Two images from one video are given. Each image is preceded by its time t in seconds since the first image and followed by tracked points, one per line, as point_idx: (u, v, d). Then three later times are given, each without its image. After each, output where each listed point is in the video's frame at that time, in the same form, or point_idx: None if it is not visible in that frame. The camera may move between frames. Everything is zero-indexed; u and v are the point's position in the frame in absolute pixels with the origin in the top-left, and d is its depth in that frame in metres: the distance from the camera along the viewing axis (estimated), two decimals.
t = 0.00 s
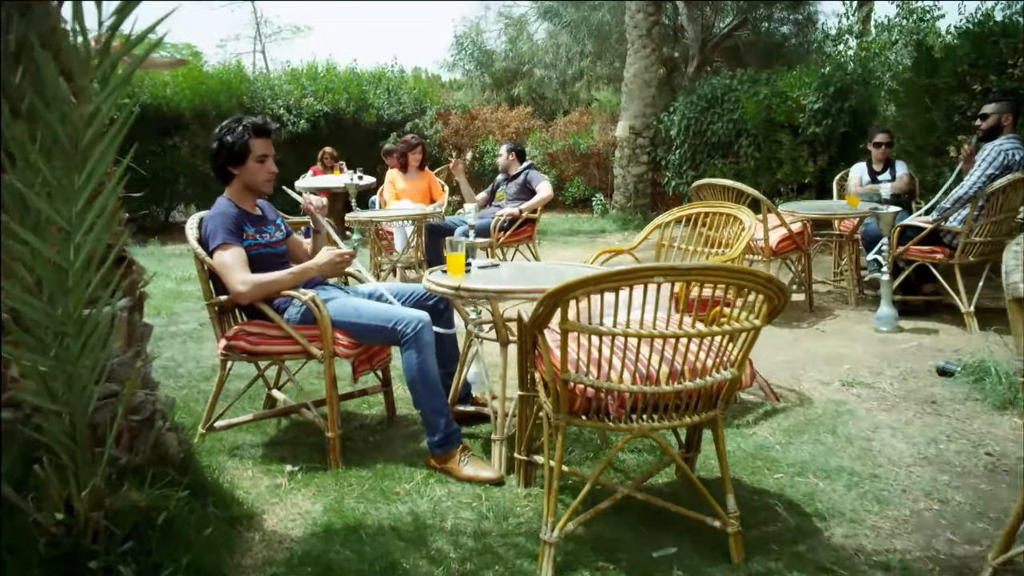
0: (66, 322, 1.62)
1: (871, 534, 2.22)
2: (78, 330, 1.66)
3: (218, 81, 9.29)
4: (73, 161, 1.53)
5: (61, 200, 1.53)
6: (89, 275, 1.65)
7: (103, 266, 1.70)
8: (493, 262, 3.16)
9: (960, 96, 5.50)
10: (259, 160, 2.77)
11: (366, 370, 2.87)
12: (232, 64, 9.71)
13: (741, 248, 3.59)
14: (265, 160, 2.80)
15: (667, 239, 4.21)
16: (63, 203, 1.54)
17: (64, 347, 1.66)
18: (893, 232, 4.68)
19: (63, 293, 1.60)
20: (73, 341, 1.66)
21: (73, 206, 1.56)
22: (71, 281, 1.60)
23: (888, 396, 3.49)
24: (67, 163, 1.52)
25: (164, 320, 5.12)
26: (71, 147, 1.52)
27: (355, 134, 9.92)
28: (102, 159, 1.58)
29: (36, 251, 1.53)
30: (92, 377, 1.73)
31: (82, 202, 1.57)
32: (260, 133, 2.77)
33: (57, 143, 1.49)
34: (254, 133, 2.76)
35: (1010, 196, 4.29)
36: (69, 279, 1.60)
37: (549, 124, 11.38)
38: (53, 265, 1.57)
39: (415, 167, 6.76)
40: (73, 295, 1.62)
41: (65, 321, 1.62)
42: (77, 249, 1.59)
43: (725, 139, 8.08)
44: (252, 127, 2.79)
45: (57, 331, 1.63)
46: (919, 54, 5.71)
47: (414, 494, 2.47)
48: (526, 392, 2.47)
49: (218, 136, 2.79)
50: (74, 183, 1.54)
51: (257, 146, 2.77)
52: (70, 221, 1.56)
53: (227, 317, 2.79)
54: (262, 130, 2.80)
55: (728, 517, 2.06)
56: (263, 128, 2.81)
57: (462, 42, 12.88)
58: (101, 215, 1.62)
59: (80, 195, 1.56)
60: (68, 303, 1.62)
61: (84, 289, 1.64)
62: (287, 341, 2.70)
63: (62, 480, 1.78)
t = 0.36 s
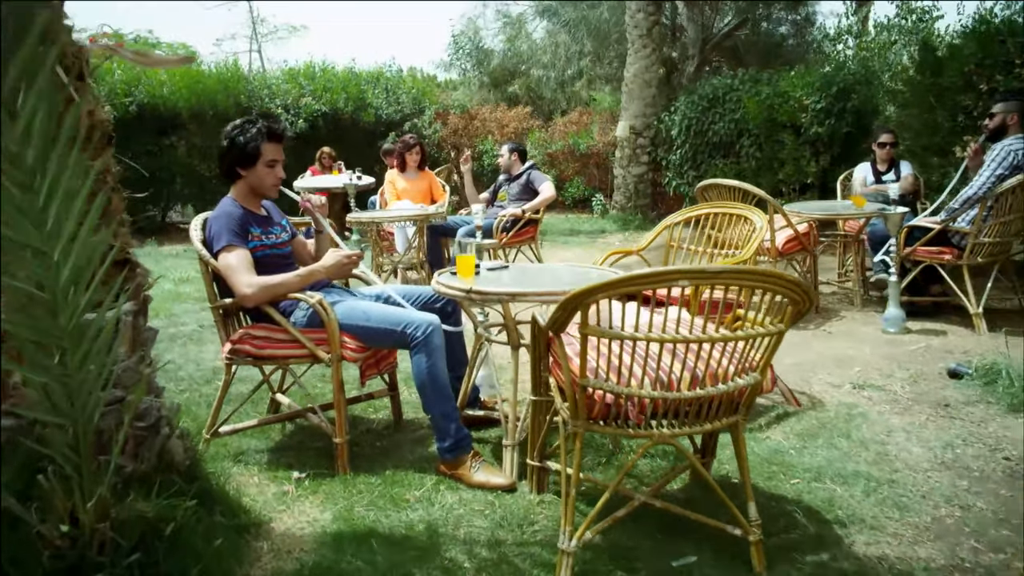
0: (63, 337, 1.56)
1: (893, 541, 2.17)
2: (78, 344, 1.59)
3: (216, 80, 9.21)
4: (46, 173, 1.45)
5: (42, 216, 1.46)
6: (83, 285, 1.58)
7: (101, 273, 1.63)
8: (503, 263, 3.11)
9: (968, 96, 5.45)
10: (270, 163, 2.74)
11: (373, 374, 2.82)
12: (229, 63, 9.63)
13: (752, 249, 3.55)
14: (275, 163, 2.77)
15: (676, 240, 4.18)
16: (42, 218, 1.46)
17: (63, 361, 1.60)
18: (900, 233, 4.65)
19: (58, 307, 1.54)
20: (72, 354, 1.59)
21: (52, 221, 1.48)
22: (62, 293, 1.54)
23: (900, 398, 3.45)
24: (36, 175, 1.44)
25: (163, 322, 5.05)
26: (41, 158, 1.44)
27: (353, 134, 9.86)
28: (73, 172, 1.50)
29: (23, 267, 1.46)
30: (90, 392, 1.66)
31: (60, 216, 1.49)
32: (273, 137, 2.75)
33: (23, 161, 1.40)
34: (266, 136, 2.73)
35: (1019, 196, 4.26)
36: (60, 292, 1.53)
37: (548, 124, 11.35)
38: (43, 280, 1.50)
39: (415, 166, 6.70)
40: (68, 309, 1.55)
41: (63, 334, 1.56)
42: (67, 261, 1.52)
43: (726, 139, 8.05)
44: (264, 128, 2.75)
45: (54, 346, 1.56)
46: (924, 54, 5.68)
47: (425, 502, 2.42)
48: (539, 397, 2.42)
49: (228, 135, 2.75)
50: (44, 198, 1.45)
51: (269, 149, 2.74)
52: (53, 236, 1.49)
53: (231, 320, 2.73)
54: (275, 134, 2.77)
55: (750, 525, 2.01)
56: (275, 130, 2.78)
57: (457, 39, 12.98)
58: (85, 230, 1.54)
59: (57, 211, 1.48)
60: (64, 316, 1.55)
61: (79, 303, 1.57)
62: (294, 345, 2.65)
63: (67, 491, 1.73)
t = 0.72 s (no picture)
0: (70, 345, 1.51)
1: (915, 548, 2.13)
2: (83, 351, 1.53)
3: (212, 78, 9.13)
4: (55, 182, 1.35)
5: (53, 225, 1.38)
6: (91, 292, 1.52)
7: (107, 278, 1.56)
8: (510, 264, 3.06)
9: (973, 95, 5.41)
10: (273, 161, 2.68)
11: (380, 378, 2.76)
12: (225, 62, 9.55)
13: (763, 250, 3.51)
14: (278, 161, 2.71)
15: (683, 241, 4.13)
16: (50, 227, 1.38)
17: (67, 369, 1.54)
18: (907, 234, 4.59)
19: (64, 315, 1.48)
20: (80, 362, 1.54)
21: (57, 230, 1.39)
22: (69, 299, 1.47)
23: (911, 401, 3.41)
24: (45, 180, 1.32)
25: (161, 323, 4.97)
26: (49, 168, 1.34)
27: (351, 133, 9.79)
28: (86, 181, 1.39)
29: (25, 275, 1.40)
30: (95, 402, 1.60)
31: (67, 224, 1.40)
32: (276, 134, 2.68)
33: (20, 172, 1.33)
34: (269, 134, 2.67)
35: None
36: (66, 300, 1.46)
37: (546, 123, 11.29)
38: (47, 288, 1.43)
39: (415, 166, 6.64)
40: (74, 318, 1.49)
41: (73, 342, 1.51)
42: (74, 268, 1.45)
43: (726, 138, 8.02)
44: (267, 126, 2.69)
45: (58, 355, 1.51)
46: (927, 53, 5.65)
47: (435, 509, 2.37)
48: (552, 401, 2.38)
49: (230, 134, 2.69)
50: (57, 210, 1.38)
51: (271, 147, 2.68)
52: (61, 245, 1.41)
53: (235, 323, 2.67)
54: (277, 131, 2.70)
55: (771, 533, 1.97)
56: (277, 127, 2.72)
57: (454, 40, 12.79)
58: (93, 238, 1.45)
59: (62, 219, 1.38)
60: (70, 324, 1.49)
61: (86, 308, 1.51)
62: (300, 348, 2.59)
63: (70, 502, 1.67)
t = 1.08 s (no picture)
0: (87, 347, 1.47)
1: (937, 556, 2.09)
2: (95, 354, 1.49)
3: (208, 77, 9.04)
4: (83, 170, 1.35)
5: (77, 215, 1.36)
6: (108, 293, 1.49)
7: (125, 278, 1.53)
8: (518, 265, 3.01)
9: (978, 95, 5.39)
10: (278, 161, 2.63)
11: (387, 382, 2.71)
12: (221, 61, 9.47)
13: (774, 251, 3.44)
14: (284, 161, 2.65)
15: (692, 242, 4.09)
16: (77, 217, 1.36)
17: (78, 370, 1.50)
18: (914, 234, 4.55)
19: (77, 314, 1.43)
20: (88, 364, 1.50)
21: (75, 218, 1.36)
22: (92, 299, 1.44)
23: (922, 404, 3.37)
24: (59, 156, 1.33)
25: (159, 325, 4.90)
26: (77, 153, 1.34)
27: (348, 133, 9.72)
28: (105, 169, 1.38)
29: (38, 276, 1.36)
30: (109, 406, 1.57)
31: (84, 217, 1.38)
32: (281, 133, 2.62)
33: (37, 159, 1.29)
34: (274, 133, 2.61)
35: None
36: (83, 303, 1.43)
37: (544, 123, 11.24)
38: (57, 290, 1.38)
39: (416, 166, 6.60)
40: (94, 319, 1.46)
41: (83, 342, 1.45)
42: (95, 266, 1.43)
43: (727, 138, 7.99)
44: (272, 125, 2.63)
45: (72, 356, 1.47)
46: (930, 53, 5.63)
47: (446, 516, 2.32)
48: (565, 406, 2.33)
49: (234, 133, 2.63)
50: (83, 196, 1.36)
51: (276, 146, 2.62)
52: (82, 236, 1.39)
53: (240, 326, 2.62)
54: (283, 129, 2.65)
55: (793, 541, 1.92)
56: (283, 127, 2.66)
57: (451, 39, 13.02)
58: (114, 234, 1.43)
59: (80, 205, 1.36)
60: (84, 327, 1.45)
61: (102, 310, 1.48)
62: (306, 352, 2.54)
63: (75, 512, 1.62)
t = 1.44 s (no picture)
0: (100, 350, 1.41)
1: (960, 564, 2.05)
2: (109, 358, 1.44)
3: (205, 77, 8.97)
4: (112, 165, 1.27)
5: (100, 208, 1.30)
6: (121, 295, 1.44)
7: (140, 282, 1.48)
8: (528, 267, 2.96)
9: (984, 95, 5.37)
10: (286, 160, 2.58)
11: (395, 386, 2.66)
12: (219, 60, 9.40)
13: (786, 253, 3.34)
14: (292, 160, 2.61)
15: (701, 244, 4.03)
16: (100, 216, 1.31)
17: (89, 376, 1.45)
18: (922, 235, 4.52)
19: (89, 316, 1.38)
20: (102, 369, 1.44)
21: (95, 216, 1.30)
22: (104, 300, 1.39)
23: (934, 407, 3.34)
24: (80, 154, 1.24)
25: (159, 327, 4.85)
26: (107, 148, 1.25)
27: (347, 133, 9.66)
28: (137, 163, 1.30)
29: (52, 274, 1.31)
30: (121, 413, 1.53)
31: (108, 215, 1.32)
32: (288, 132, 2.58)
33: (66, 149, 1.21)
34: (281, 132, 2.57)
35: None
36: (96, 303, 1.37)
37: (544, 123, 11.20)
38: (70, 290, 1.33)
39: (418, 166, 6.57)
40: (107, 321, 1.41)
41: (97, 346, 1.40)
42: (113, 266, 1.38)
43: (729, 139, 7.96)
44: (279, 124, 2.59)
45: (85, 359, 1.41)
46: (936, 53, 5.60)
47: (458, 523, 2.28)
48: (579, 411, 2.29)
49: (241, 133, 2.58)
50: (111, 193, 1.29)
51: (284, 145, 2.58)
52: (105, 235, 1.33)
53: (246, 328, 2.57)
54: (290, 128, 2.60)
55: (817, 549, 1.89)
56: (290, 126, 2.62)
57: (450, 39, 12.90)
58: (136, 237, 1.38)
59: (102, 203, 1.29)
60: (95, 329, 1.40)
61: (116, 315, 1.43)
62: (314, 356, 2.49)
63: (82, 523, 1.57)
